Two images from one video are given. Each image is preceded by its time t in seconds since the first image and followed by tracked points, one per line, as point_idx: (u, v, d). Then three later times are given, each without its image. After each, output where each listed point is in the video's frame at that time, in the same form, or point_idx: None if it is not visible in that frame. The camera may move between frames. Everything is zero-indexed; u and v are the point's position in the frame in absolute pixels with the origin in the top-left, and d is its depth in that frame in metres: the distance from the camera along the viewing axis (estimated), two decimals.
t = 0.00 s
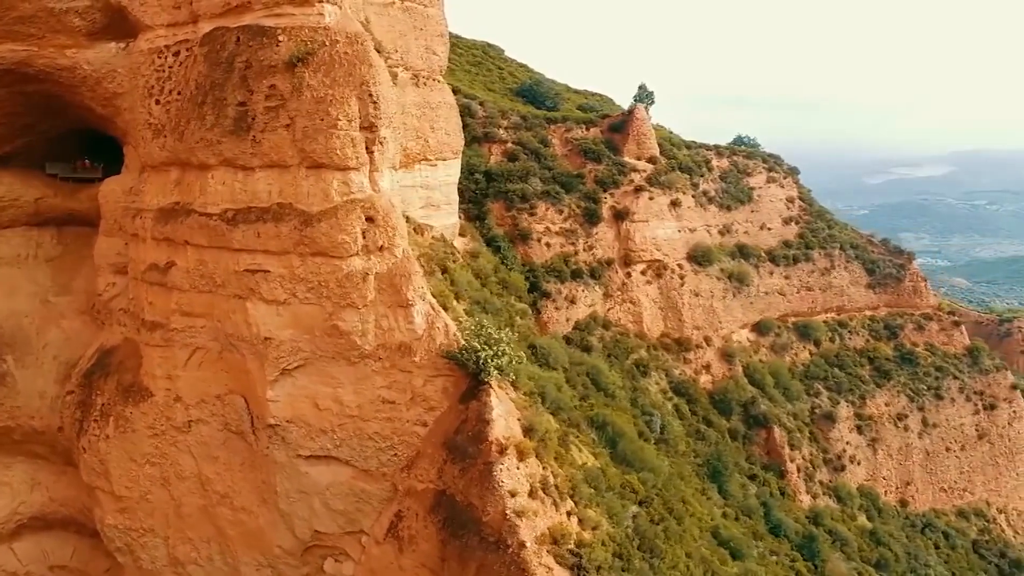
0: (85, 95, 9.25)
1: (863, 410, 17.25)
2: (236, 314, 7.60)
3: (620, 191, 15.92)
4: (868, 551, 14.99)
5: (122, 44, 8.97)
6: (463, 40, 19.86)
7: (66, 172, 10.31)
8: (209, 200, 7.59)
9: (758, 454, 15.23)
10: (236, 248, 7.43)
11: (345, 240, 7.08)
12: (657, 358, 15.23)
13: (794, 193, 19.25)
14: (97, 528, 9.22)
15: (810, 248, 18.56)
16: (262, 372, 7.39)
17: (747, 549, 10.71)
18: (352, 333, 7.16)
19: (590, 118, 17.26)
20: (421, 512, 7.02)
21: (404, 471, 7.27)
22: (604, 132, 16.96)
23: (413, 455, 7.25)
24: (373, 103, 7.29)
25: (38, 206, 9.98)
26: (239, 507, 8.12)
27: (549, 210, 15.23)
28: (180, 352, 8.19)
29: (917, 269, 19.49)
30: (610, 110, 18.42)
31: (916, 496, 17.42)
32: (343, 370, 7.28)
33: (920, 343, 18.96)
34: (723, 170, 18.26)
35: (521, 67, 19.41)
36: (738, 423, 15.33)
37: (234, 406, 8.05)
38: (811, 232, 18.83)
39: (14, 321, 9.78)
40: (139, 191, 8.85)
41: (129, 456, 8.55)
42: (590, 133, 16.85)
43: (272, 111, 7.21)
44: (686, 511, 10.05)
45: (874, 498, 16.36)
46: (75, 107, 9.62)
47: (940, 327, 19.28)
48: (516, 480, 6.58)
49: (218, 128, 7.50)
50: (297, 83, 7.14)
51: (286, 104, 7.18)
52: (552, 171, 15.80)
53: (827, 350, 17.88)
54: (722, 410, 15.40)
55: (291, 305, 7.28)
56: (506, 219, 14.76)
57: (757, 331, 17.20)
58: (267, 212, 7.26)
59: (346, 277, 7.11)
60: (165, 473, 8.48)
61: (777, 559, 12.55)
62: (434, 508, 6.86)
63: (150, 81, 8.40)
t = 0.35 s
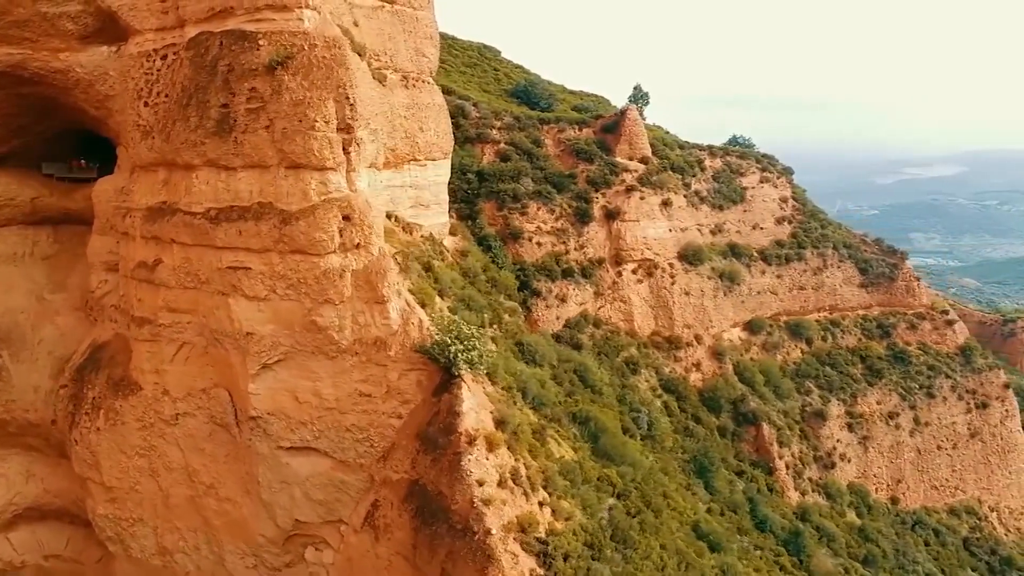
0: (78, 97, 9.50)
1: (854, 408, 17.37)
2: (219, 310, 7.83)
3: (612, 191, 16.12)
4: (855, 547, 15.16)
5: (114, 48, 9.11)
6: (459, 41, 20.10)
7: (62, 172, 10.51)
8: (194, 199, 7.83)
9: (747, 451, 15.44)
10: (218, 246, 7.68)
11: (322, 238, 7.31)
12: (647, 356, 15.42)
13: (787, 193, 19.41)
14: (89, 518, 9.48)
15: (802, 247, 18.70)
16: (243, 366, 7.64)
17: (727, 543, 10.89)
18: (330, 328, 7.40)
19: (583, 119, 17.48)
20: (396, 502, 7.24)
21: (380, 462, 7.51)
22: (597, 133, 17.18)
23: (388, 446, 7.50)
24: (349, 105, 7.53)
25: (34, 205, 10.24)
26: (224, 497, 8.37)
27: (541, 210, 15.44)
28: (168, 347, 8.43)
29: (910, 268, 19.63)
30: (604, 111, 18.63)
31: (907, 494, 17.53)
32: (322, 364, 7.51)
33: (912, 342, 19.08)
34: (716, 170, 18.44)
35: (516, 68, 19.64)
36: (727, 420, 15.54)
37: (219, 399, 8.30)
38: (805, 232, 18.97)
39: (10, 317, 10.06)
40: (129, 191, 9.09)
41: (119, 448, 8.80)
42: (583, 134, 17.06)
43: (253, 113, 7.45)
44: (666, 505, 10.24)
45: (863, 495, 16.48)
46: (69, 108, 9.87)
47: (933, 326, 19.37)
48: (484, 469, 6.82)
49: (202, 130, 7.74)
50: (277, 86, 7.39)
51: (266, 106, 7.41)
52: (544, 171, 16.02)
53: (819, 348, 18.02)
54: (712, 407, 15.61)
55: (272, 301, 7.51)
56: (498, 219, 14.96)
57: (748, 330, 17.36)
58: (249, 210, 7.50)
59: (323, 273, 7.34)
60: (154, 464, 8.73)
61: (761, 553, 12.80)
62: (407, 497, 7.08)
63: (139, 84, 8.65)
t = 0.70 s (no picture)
0: (83, 100, 9.78)
1: (854, 408, 17.44)
2: (213, 306, 8.08)
3: (612, 191, 16.28)
4: (853, 545, 15.27)
5: (116, 51, 9.41)
6: (464, 43, 20.35)
7: (68, 172, 10.89)
8: (189, 199, 8.08)
9: (746, 449, 15.60)
10: (213, 244, 7.93)
11: (312, 236, 7.55)
12: (647, 354, 15.60)
13: (789, 193, 19.53)
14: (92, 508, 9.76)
15: (804, 247, 18.78)
16: (237, 360, 7.87)
17: (717, 538, 11.04)
18: (320, 324, 7.64)
19: (584, 120, 17.67)
20: (382, 493, 7.45)
21: (368, 454, 7.78)
22: (598, 134, 17.37)
23: (376, 439, 7.75)
24: (338, 107, 7.73)
25: (41, 204, 10.53)
26: (219, 488, 8.61)
27: (541, 210, 15.63)
28: (166, 343, 8.69)
29: (913, 269, 19.69)
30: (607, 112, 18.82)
31: (907, 493, 17.54)
32: (311, 359, 7.75)
33: (915, 343, 19.14)
34: (718, 170, 18.60)
35: (521, 70, 19.86)
36: (726, 418, 15.71)
37: (215, 393, 8.56)
38: (807, 232, 19.06)
39: (17, 313, 10.36)
40: (129, 191, 9.35)
41: (119, 440, 9.06)
42: (584, 134, 17.25)
43: (246, 115, 7.68)
44: (655, 501, 10.40)
45: (863, 494, 16.54)
46: (74, 110, 10.15)
47: (935, 327, 19.41)
48: (464, 461, 7.03)
49: (197, 131, 7.99)
50: (268, 89, 7.62)
51: (258, 108, 7.65)
52: (545, 171, 16.23)
53: (820, 348, 18.11)
54: (710, 405, 15.77)
55: (264, 298, 7.74)
56: (498, 219, 15.17)
57: (749, 329, 17.47)
58: (242, 209, 7.74)
59: (313, 271, 7.57)
60: (153, 456, 8.98)
61: (756, 550, 13.03)
62: (392, 488, 7.29)
63: (140, 87, 8.91)
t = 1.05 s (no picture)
0: (104, 104, 10.17)
1: (870, 408, 17.43)
2: (222, 302, 8.41)
3: (626, 192, 16.45)
4: (863, 545, 15.30)
5: (135, 57, 9.71)
6: (484, 46, 20.65)
7: (92, 172, 11.30)
8: (200, 199, 8.41)
9: (757, 448, 15.73)
10: (222, 243, 8.25)
11: (315, 235, 7.85)
12: (659, 353, 15.76)
13: (806, 194, 19.57)
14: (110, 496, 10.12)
15: (821, 247, 18.78)
16: (245, 354, 8.16)
17: (720, 534, 11.18)
18: (323, 320, 7.94)
19: (600, 121, 17.87)
20: (381, 483, 7.71)
21: (368, 445, 8.07)
22: (613, 135, 17.57)
23: (376, 431, 8.04)
24: (340, 110, 8.01)
25: (66, 204, 10.94)
26: (229, 478, 8.92)
27: (555, 210, 15.84)
28: (179, 337, 9.02)
29: (931, 269, 19.62)
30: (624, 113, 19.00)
31: (924, 494, 17.42)
32: (315, 353, 8.05)
33: (932, 344, 19.07)
34: (734, 171, 18.71)
35: (539, 72, 20.10)
36: (737, 418, 15.85)
37: (226, 387, 8.90)
38: (824, 232, 19.08)
39: (42, 308, 10.74)
40: (146, 191, 9.72)
41: (135, 431, 9.40)
42: (599, 136, 17.45)
43: (253, 118, 7.99)
44: (657, 496, 10.57)
45: (877, 494, 16.54)
46: (96, 113, 10.54)
47: (954, 328, 19.30)
48: (458, 452, 7.28)
49: (207, 134, 8.31)
50: (274, 93, 7.92)
51: (264, 112, 7.95)
52: (559, 172, 16.46)
53: (836, 348, 18.13)
54: (722, 404, 15.91)
55: (270, 294, 8.05)
56: (512, 218, 15.43)
57: (763, 329, 17.55)
58: (248, 209, 8.06)
59: (316, 269, 7.88)
60: (167, 446, 9.32)
61: (763, 547, 13.12)
62: (390, 478, 7.56)
63: (156, 91, 9.27)
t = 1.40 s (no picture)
0: (117, 106, 10.48)
1: (876, 408, 17.47)
2: (225, 298, 8.70)
3: (632, 192, 16.62)
4: (866, 544, 15.40)
5: (146, 60, 9.98)
6: (495, 47, 20.91)
7: (107, 173, 11.71)
8: (205, 199, 8.71)
9: (760, 446, 15.90)
10: (224, 241, 8.54)
11: (312, 234, 8.12)
12: (663, 352, 15.94)
13: (815, 194, 19.64)
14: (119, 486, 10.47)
15: (829, 247, 18.84)
16: (245, 349, 8.47)
17: (716, 530, 11.33)
18: (320, 316, 8.21)
19: (608, 122, 18.05)
20: (374, 474, 7.97)
21: (363, 438, 8.33)
22: (621, 136, 17.74)
23: (370, 424, 8.30)
24: (338, 113, 8.27)
25: (81, 203, 11.31)
26: (232, 469, 9.21)
27: (562, 210, 16.04)
28: (185, 333, 9.33)
29: (941, 269, 19.57)
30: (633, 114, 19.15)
31: (930, 494, 17.49)
32: (313, 348, 8.33)
33: (941, 344, 18.99)
34: (742, 171, 18.83)
35: (550, 73, 20.32)
36: (741, 417, 16.00)
37: (228, 381, 9.20)
38: (832, 232, 19.12)
39: (57, 305, 11.08)
40: (155, 191, 10.04)
41: (143, 424, 9.72)
42: (607, 137, 17.63)
43: (255, 121, 8.28)
44: (652, 492, 10.76)
45: (881, 493, 16.60)
46: (109, 116, 10.86)
47: (962, 328, 19.16)
48: (447, 444, 7.54)
49: (211, 136, 8.60)
50: (275, 97, 8.20)
51: (265, 115, 8.23)
52: (566, 172, 16.66)
53: (843, 348, 18.17)
54: (725, 404, 16.08)
55: (270, 291, 8.33)
56: (519, 218, 15.67)
57: (770, 328, 17.67)
58: (249, 208, 8.34)
59: (313, 267, 8.16)
60: (173, 438, 9.64)
61: (761, 544, 13.24)
62: (383, 469, 7.81)
63: (165, 95, 9.58)
